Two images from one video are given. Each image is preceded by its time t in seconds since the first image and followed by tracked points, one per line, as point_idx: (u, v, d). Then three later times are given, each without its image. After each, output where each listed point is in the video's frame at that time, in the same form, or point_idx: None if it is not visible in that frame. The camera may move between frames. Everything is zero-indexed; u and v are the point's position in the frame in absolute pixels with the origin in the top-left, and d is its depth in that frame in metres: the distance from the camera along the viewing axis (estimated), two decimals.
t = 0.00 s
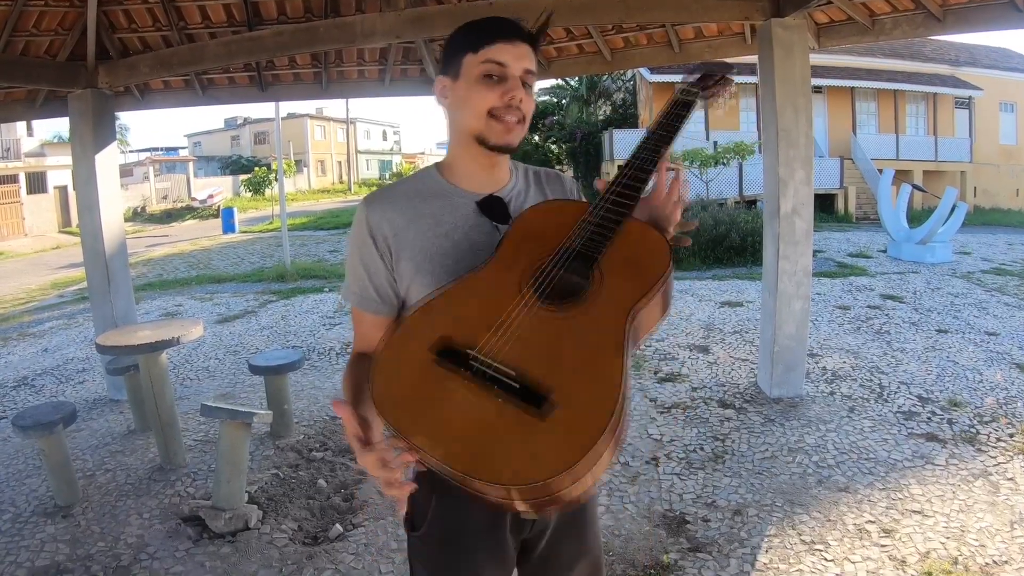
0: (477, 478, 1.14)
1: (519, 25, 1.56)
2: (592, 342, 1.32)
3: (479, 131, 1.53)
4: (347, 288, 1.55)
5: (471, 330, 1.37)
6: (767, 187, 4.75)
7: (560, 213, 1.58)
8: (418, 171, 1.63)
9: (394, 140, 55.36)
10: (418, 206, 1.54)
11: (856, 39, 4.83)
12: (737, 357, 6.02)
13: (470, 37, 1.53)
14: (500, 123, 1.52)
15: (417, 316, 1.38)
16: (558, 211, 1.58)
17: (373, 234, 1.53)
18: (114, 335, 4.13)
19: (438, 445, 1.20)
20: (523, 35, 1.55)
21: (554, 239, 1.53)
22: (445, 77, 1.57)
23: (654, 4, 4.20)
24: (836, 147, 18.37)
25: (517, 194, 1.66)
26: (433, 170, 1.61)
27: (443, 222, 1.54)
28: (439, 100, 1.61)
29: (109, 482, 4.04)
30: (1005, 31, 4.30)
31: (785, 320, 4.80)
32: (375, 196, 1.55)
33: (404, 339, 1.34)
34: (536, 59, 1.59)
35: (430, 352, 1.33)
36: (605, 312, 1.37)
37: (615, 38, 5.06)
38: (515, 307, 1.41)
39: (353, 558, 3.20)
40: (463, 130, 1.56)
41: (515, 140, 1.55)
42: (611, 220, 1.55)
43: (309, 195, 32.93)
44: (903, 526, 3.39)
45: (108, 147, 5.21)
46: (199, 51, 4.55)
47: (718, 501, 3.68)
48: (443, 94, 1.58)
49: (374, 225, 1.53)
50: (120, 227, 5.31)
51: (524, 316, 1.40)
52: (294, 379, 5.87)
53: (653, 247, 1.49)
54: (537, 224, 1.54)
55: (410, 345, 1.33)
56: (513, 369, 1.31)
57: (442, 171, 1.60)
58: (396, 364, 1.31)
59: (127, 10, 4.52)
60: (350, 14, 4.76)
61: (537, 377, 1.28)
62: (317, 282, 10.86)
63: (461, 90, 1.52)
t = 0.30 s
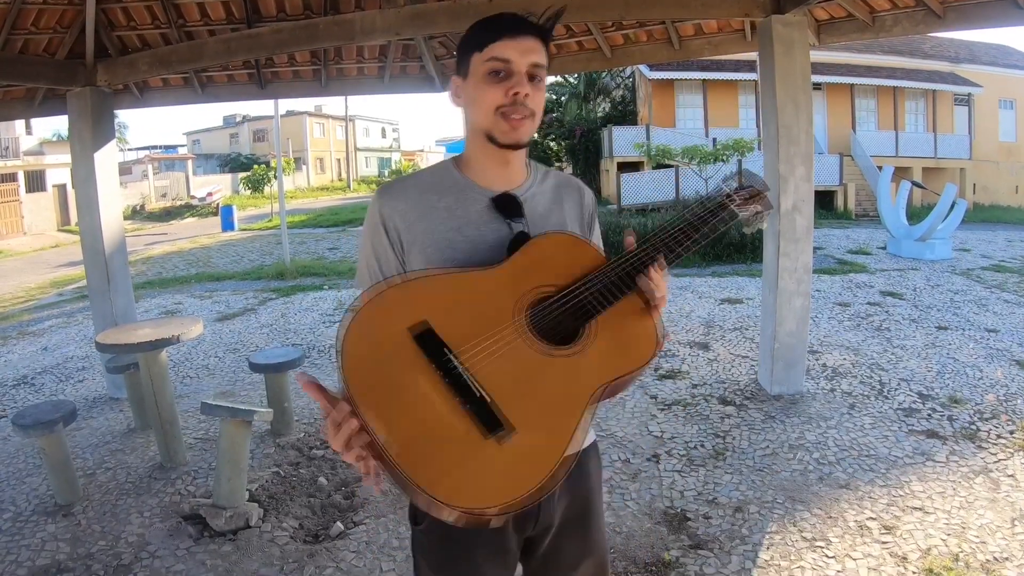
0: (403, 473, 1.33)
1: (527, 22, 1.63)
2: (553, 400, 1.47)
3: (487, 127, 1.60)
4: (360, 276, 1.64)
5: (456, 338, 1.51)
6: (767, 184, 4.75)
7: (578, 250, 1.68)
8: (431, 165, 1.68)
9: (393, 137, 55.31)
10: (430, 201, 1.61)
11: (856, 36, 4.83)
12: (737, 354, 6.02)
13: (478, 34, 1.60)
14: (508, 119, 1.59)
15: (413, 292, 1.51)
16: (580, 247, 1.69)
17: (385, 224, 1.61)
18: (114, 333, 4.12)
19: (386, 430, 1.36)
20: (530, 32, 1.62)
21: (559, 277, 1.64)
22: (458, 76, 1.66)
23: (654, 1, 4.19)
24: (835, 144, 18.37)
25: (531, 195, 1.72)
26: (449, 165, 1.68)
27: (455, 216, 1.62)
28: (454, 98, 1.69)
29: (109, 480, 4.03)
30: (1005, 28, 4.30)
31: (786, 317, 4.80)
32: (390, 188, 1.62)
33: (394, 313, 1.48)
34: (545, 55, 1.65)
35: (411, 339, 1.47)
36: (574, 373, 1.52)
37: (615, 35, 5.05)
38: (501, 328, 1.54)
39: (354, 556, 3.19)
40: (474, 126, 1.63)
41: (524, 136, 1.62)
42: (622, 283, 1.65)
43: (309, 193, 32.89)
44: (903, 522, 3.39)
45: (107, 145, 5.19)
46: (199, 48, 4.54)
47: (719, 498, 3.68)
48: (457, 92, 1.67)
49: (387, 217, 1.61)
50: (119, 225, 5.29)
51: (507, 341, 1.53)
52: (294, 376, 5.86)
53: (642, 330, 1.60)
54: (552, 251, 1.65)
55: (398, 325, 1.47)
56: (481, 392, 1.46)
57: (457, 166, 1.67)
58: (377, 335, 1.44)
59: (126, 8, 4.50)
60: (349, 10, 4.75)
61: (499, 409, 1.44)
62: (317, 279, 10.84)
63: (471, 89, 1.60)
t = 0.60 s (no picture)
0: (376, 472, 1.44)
1: (545, 20, 1.61)
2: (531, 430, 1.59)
3: (503, 129, 1.61)
4: (372, 269, 1.67)
5: (454, 349, 1.58)
6: (769, 180, 4.74)
7: (586, 286, 1.73)
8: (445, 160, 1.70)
9: (394, 135, 55.29)
10: (439, 197, 1.62)
11: (858, 32, 4.82)
12: (738, 350, 6.02)
13: (495, 34, 1.60)
14: (524, 122, 1.60)
15: (424, 294, 1.56)
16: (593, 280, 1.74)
17: (396, 219, 1.62)
18: (115, 331, 4.11)
19: (367, 419, 1.45)
20: (548, 31, 1.60)
21: (561, 312, 1.70)
22: (476, 74, 1.67)
23: None
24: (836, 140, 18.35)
25: (547, 194, 1.71)
26: (466, 160, 1.70)
27: (465, 212, 1.62)
28: (474, 96, 1.70)
29: (111, 479, 4.03)
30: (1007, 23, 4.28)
31: (788, 314, 4.80)
32: (402, 182, 1.63)
33: (407, 305, 1.54)
34: (565, 53, 1.64)
35: (416, 343, 1.53)
36: (545, 412, 1.63)
37: (616, 31, 5.05)
38: (496, 349, 1.61)
39: (357, 554, 3.19)
40: (491, 127, 1.64)
41: (539, 141, 1.62)
42: (616, 335, 1.73)
43: (309, 191, 32.87)
44: (906, 519, 3.39)
45: (108, 144, 5.18)
46: (199, 45, 4.53)
47: (721, 494, 3.68)
48: (476, 91, 1.68)
49: (398, 212, 1.62)
50: (120, 223, 5.29)
51: (498, 363, 1.61)
52: (295, 374, 5.85)
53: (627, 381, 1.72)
54: (564, 282, 1.70)
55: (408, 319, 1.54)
56: (464, 410, 1.54)
57: (473, 164, 1.69)
58: (386, 322, 1.52)
59: (126, 6, 4.49)
60: (349, 7, 4.74)
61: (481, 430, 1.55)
62: (318, 277, 10.83)
63: (487, 91, 1.62)
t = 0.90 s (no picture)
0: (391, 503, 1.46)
1: (550, 16, 1.61)
2: (545, 456, 1.59)
3: (507, 127, 1.61)
4: (380, 267, 1.67)
5: (467, 376, 1.57)
6: (773, 177, 4.73)
7: (595, 304, 1.72)
8: (453, 159, 1.71)
9: (396, 133, 55.29)
10: (447, 195, 1.63)
11: (861, 29, 4.81)
12: (741, 347, 6.01)
13: (499, 32, 1.60)
14: (528, 120, 1.59)
15: (435, 323, 1.55)
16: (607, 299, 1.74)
17: (403, 217, 1.63)
18: (118, 329, 4.11)
19: (381, 456, 1.47)
20: (552, 28, 1.60)
21: (569, 332, 1.69)
22: (480, 74, 1.67)
23: None
24: (838, 137, 18.33)
25: (554, 191, 1.71)
26: (472, 159, 1.70)
27: (471, 211, 1.63)
28: (478, 95, 1.70)
29: (115, 477, 4.03)
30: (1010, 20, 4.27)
31: (791, 310, 4.80)
32: (411, 181, 1.65)
33: (416, 340, 1.53)
34: (569, 49, 1.63)
35: (427, 374, 1.53)
36: (557, 436, 1.63)
37: (618, 28, 5.05)
38: (508, 375, 1.61)
39: (361, 551, 3.19)
40: (496, 126, 1.64)
41: (544, 138, 1.61)
42: (625, 353, 1.74)
43: (312, 189, 32.89)
44: (910, 516, 3.39)
45: (110, 143, 5.18)
46: (201, 43, 4.52)
47: (725, 491, 3.68)
48: (480, 90, 1.68)
49: (405, 210, 1.63)
50: (123, 221, 5.28)
51: (507, 389, 1.61)
52: (299, 372, 5.86)
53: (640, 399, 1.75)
54: (571, 302, 1.68)
55: (413, 353, 1.53)
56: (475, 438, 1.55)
57: (479, 163, 1.68)
58: (395, 361, 1.52)
59: (127, 4, 4.49)
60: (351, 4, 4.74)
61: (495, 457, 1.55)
62: (320, 275, 10.83)
63: (491, 89, 1.61)
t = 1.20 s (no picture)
0: None
1: (544, 7, 1.62)
2: (572, 502, 1.60)
3: (508, 117, 1.60)
4: (384, 267, 1.65)
5: (490, 451, 1.51)
6: (777, 174, 4.72)
7: (607, 349, 1.68)
8: (456, 157, 1.69)
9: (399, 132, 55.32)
10: (452, 194, 1.61)
11: (865, 26, 4.79)
12: (746, 345, 6.01)
13: (494, 26, 1.61)
14: (529, 110, 1.58)
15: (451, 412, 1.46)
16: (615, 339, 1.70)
17: (407, 218, 1.61)
18: (124, 328, 4.11)
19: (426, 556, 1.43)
20: (547, 18, 1.60)
21: (585, 382, 1.65)
22: (478, 70, 1.67)
23: None
24: (842, 134, 18.29)
25: (560, 186, 1.69)
26: (476, 156, 1.68)
27: (477, 209, 1.61)
28: (477, 93, 1.69)
29: (120, 476, 4.04)
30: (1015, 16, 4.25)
31: (797, 307, 4.79)
32: (416, 181, 1.62)
33: (435, 436, 1.45)
34: (567, 37, 1.63)
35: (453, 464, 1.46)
36: (581, 479, 1.62)
37: (622, 26, 5.03)
38: (529, 438, 1.56)
39: (367, 549, 3.19)
40: (497, 120, 1.63)
41: (547, 127, 1.60)
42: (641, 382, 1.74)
43: (315, 188, 32.93)
44: (915, 513, 3.38)
45: (114, 142, 5.19)
46: (205, 42, 4.52)
47: (730, 489, 3.68)
48: (479, 86, 1.67)
49: (410, 210, 1.60)
50: (127, 220, 5.29)
51: (534, 452, 1.56)
52: (304, 370, 5.87)
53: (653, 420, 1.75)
54: (583, 355, 1.64)
55: (437, 449, 1.44)
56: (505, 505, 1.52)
57: (484, 161, 1.67)
58: (420, 464, 1.42)
59: (131, 4, 4.49)
60: (355, 3, 4.73)
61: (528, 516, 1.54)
62: (325, 273, 10.84)
63: (490, 80, 1.61)
